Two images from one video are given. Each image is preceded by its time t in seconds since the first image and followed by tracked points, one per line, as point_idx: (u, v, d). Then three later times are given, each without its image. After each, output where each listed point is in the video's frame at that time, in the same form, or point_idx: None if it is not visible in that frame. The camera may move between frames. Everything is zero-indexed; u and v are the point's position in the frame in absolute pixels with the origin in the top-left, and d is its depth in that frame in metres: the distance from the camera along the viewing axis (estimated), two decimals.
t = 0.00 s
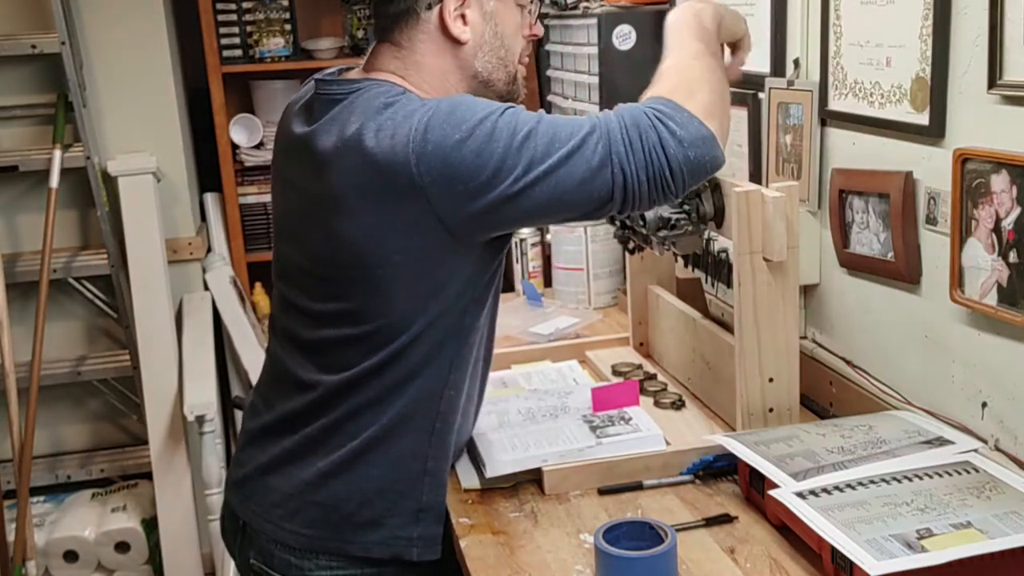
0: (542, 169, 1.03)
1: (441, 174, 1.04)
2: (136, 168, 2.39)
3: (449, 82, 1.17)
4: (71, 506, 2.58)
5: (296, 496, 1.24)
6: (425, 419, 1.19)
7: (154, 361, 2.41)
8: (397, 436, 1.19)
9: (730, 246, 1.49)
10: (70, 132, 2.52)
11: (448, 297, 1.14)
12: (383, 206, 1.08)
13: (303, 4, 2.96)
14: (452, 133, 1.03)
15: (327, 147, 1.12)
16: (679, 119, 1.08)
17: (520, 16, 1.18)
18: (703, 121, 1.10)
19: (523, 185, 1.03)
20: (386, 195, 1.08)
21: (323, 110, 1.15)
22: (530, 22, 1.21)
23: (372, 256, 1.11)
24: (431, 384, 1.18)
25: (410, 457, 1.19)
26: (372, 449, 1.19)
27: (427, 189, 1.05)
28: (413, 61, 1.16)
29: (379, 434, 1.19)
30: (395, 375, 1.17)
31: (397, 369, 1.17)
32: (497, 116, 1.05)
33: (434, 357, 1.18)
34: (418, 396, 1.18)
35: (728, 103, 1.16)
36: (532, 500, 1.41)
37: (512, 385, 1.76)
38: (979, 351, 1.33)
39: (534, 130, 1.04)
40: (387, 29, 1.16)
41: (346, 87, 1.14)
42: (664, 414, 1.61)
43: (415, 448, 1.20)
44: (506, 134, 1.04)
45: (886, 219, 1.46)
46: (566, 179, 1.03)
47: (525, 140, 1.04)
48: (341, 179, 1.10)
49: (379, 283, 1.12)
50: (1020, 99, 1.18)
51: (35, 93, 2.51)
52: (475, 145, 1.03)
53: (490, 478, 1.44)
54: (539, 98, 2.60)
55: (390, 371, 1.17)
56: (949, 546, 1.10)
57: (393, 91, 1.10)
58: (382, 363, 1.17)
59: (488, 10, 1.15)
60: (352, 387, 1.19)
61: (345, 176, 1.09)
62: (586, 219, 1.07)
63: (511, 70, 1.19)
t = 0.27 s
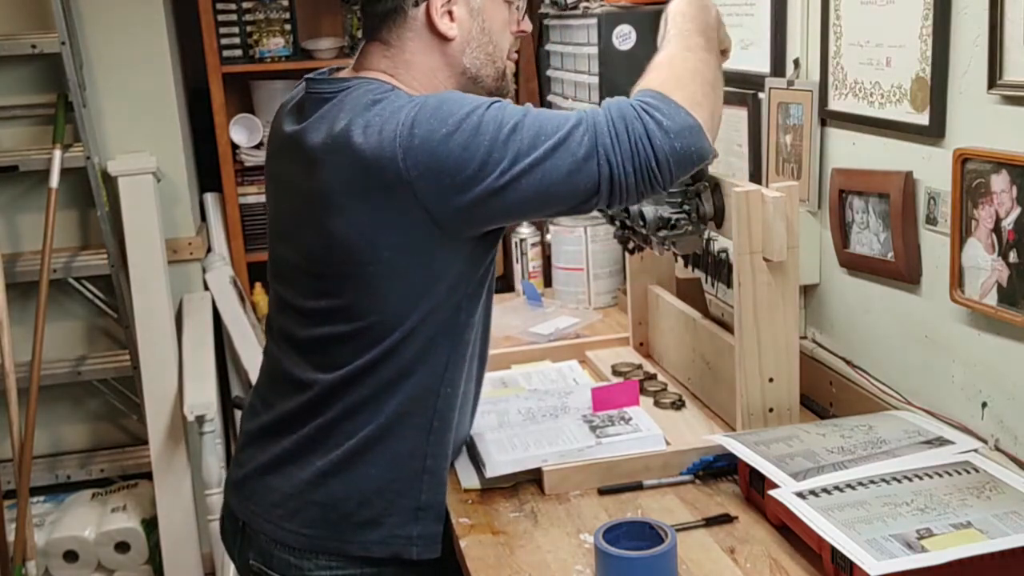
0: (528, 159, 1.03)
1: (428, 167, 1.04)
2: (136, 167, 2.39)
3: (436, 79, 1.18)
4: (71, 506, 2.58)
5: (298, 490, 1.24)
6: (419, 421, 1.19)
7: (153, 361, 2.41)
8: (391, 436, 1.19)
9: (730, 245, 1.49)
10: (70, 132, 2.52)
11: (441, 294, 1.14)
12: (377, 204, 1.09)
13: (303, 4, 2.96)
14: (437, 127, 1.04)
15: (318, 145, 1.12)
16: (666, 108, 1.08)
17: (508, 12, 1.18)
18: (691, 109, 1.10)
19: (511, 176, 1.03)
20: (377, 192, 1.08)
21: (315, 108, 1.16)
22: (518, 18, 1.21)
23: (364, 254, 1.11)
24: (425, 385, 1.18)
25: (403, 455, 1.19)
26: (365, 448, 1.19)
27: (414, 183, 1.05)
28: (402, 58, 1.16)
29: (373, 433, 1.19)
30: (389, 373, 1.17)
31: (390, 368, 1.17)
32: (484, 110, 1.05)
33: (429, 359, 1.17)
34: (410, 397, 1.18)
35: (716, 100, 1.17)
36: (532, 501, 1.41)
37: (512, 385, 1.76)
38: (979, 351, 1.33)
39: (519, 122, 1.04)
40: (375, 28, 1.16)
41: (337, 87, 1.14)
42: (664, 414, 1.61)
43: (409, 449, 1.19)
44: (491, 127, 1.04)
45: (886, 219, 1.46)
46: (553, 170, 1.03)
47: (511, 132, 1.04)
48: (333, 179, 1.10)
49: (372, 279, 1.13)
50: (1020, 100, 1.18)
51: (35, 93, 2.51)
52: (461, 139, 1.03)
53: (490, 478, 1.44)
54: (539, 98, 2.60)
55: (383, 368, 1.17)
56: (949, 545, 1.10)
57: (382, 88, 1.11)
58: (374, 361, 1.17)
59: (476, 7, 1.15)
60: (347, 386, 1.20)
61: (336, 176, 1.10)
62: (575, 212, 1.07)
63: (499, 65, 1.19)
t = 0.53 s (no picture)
0: (504, 152, 1.05)
1: (405, 160, 1.05)
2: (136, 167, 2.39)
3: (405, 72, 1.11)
4: (71, 506, 2.58)
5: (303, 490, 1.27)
6: (409, 419, 1.23)
7: (154, 361, 2.41)
8: (386, 435, 1.22)
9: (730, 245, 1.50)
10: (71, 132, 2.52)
11: (419, 293, 1.16)
12: (353, 201, 1.10)
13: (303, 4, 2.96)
14: (411, 120, 1.04)
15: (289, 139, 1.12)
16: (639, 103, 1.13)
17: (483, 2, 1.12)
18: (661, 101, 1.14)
19: (489, 167, 1.06)
20: (352, 187, 1.09)
21: (287, 103, 1.15)
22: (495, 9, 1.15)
23: (339, 252, 1.12)
24: (411, 384, 1.21)
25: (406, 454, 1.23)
26: (363, 446, 1.23)
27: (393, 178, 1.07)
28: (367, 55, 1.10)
29: (366, 431, 1.22)
30: (370, 371, 1.19)
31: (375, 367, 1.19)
32: (457, 102, 1.05)
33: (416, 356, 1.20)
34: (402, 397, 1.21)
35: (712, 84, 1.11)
36: (532, 501, 1.41)
37: (512, 385, 1.76)
38: (979, 351, 1.33)
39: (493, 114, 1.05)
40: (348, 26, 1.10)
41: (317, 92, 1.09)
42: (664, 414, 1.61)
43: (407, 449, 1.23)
44: (464, 118, 1.04)
45: (886, 219, 1.46)
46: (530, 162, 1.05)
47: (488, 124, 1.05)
48: (305, 175, 1.10)
49: (349, 278, 1.14)
50: (1020, 100, 1.18)
51: (36, 93, 2.51)
52: (436, 132, 1.04)
53: (491, 478, 1.44)
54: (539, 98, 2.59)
55: (364, 367, 1.19)
56: (949, 545, 1.10)
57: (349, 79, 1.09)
58: (354, 358, 1.19)
59: None
60: (329, 384, 1.21)
61: (310, 172, 1.10)
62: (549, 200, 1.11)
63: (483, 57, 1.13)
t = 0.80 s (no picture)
0: (482, 144, 1.22)
1: (396, 154, 1.21)
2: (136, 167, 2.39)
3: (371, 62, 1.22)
4: (71, 506, 2.58)
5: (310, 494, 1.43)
6: (404, 410, 1.38)
7: (154, 361, 2.41)
8: (381, 433, 1.37)
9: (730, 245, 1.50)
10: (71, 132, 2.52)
11: (416, 292, 1.33)
12: (348, 200, 1.26)
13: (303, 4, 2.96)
14: (400, 113, 1.19)
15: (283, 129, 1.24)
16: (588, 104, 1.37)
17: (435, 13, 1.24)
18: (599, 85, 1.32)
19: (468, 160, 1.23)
20: (346, 184, 1.25)
21: (279, 104, 1.26)
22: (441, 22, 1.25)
23: (344, 252, 1.28)
24: (407, 377, 1.36)
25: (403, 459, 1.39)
26: (360, 445, 1.37)
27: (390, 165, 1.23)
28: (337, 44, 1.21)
29: (364, 425, 1.37)
30: (364, 364, 1.34)
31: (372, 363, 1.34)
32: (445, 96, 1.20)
33: (409, 351, 1.35)
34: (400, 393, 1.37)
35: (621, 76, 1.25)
36: (532, 501, 1.41)
37: (514, 384, 1.76)
38: (979, 351, 1.33)
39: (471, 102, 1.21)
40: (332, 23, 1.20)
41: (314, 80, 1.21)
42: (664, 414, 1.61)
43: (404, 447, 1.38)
44: (448, 109, 1.20)
45: (886, 219, 1.46)
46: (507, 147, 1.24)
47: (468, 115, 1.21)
48: (301, 173, 1.24)
49: (343, 275, 1.30)
50: (1020, 99, 1.18)
51: (36, 92, 2.51)
52: (425, 120, 1.19)
53: (493, 477, 1.44)
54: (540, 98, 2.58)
55: (363, 359, 1.34)
56: (949, 545, 1.10)
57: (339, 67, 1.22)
58: (350, 353, 1.34)
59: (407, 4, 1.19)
60: (328, 379, 1.36)
61: (306, 170, 1.24)
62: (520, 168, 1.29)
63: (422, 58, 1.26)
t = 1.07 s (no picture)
0: (480, 149, 1.23)
1: (394, 157, 1.24)
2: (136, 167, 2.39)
3: (369, 61, 1.35)
4: (71, 506, 2.58)
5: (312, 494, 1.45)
6: (404, 410, 1.42)
7: (154, 361, 2.41)
8: (381, 434, 1.41)
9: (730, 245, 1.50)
10: (71, 132, 2.52)
11: (415, 292, 1.41)
12: (349, 202, 1.34)
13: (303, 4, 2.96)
14: (400, 114, 1.21)
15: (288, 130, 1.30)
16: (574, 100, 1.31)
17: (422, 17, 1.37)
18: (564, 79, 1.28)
19: (466, 164, 1.25)
20: (346, 185, 1.33)
21: (285, 105, 1.31)
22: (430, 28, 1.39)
23: (345, 252, 1.36)
24: (406, 375, 1.41)
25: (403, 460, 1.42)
26: (359, 445, 1.40)
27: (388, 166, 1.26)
28: (335, 42, 1.34)
29: (365, 425, 1.40)
30: (365, 365, 1.39)
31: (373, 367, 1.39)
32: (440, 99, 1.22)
33: (409, 353, 1.41)
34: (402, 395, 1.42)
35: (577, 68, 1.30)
36: (532, 501, 1.41)
37: (515, 384, 1.76)
38: (979, 351, 1.33)
39: (470, 103, 1.22)
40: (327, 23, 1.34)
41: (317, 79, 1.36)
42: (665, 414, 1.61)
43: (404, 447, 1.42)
44: (448, 111, 1.21)
45: (886, 219, 1.46)
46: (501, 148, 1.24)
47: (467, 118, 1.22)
48: (305, 177, 1.32)
49: (344, 276, 1.37)
50: (1020, 99, 1.18)
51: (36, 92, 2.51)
52: (423, 123, 1.21)
53: (494, 477, 1.44)
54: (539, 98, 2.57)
55: (364, 358, 1.39)
56: (949, 545, 1.10)
57: (345, 65, 1.26)
58: (350, 355, 1.39)
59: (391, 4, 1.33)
60: (328, 379, 1.40)
61: (309, 173, 1.32)
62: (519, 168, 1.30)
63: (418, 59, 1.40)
